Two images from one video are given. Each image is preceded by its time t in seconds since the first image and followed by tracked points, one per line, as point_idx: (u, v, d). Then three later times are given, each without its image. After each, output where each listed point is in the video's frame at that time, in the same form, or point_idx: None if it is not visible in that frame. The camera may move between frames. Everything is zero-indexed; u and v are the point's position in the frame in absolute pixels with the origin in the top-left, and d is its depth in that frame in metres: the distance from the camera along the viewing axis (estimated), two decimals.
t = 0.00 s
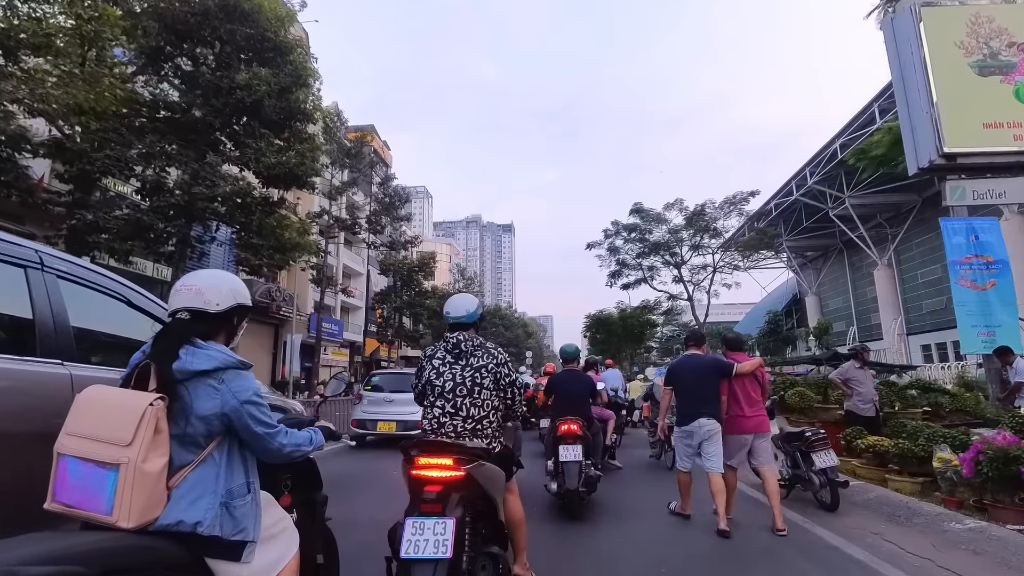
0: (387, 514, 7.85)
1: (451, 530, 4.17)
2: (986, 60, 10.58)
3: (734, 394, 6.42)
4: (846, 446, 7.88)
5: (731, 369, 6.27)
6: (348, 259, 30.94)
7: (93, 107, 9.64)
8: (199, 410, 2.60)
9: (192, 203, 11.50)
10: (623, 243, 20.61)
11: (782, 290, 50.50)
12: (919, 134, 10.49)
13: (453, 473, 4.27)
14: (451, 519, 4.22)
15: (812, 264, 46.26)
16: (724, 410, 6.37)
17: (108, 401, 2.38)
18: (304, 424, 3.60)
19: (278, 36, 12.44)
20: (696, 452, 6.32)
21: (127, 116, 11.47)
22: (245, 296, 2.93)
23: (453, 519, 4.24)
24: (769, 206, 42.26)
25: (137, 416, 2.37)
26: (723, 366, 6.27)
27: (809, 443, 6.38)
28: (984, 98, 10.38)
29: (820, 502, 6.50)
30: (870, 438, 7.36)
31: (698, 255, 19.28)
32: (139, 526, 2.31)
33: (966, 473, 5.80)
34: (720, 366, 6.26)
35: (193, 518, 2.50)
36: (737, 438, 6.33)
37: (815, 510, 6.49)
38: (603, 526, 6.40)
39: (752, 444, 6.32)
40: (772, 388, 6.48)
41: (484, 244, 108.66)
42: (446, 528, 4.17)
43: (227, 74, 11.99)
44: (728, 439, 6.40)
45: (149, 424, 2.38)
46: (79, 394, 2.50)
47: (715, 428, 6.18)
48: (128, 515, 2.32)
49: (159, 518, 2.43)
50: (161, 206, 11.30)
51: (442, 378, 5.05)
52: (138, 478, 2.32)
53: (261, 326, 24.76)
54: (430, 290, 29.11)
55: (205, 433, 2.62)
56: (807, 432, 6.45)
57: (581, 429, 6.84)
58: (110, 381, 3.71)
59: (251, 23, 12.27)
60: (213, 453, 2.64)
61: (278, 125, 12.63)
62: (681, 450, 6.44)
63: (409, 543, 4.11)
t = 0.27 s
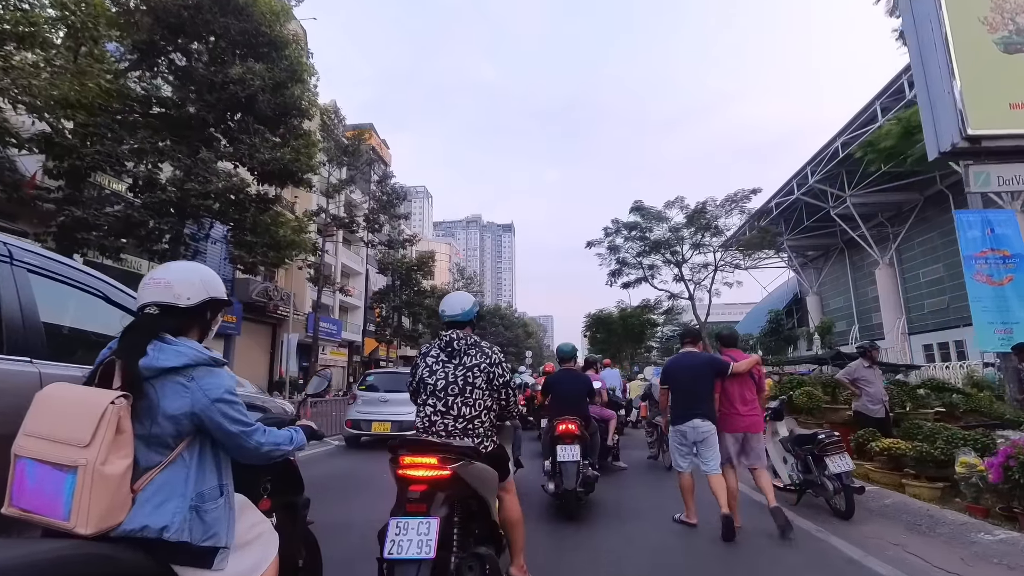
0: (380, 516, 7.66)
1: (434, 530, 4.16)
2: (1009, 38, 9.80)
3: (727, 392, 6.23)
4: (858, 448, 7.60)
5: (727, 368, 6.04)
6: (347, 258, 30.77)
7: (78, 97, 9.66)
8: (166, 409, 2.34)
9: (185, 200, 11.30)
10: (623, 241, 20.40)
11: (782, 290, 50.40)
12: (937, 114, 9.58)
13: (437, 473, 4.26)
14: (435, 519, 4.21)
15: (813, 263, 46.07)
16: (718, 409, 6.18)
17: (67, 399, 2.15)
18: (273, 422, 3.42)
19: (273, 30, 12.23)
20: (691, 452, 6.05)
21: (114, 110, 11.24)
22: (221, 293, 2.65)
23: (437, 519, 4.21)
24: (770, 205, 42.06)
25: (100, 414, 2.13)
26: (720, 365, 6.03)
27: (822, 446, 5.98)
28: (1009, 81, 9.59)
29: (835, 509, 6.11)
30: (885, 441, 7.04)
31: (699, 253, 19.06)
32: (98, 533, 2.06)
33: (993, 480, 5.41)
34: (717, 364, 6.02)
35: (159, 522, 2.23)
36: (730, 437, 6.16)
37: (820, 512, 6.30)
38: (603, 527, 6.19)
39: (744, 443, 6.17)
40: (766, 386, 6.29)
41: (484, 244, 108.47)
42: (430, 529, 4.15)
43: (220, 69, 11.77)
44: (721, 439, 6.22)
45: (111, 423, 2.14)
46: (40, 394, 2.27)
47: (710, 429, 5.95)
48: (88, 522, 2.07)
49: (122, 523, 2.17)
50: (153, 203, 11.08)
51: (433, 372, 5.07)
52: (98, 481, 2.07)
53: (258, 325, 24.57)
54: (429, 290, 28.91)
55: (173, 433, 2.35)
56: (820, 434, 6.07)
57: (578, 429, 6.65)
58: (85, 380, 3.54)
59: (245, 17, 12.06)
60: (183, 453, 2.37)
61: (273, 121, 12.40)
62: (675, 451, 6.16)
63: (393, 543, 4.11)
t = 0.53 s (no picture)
0: (373, 518, 7.46)
1: (421, 531, 3.97)
2: None
3: (724, 389, 5.86)
4: (871, 451, 7.22)
5: (726, 364, 5.70)
6: (345, 258, 30.57)
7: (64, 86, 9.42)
8: (126, 407, 2.08)
9: (177, 196, 11.05)
10: (623, 240, 20.19)
11: (782, 289, 50.21)
12: (959, 86, 8.93)
13: (424, 472, 4.07)
14: (422, 518, 4.03)
15: (814, 263, 45.88)
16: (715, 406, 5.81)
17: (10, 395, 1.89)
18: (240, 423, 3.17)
19: (268, 24, 12.02)
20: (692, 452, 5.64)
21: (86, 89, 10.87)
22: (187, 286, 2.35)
23: (425, 519, 4.03)
24: (770, 204, 41.88)
25: (49, 411, 1.87)
26: (717, 361, 5.70)
27: (837, 450, 5.52)
28: None
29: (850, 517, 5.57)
30: (900, 444, 6.59)
31: (700, 252, 18.85)
32: (49, 538, 1.80)
33: None
34: (714, 360, 5.68)
35: (118, 526, 1.97)
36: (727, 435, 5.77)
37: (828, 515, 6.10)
38: (601, 528, 5.99)
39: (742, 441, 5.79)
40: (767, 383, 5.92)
41: (484, 244, 108.34)
42: (418, 529, 3.97)
43: (214, 63, 11.55)
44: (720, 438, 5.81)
45: (62, 422, 1.88)
46: None
47: (709, 426, 5.59)
48: (39, 527, 1.81)
49: (75, 529, 1.91)
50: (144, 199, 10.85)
51: (426, 371, 4.88)
52: (47, 483, 1.81)
53: (255, 324, 24.39)
54: (428, 289, 28.71)
55: (134, 433, 2.09)
56: (834, 437, 5.64)
57: (576, 429, 6.44)
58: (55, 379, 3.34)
59: (239, 11, 11.84)
60: (145, 454, 2.11)
61: (268, 117, 12.23)
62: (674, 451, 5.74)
63: (379, 543, 3.96)
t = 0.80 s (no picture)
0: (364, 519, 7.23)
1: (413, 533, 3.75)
2: None
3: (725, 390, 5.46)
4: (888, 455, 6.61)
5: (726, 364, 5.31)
6: (343, 257, 30.38)
7: (49, 76, 9.21)
8: (75, 406, 1.80)
9: (169, 192, 10.81)
10: (623, 238, 19.98)
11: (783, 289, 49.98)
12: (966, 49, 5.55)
13: (417, 473, 3.87)
14: (414, 521, 3.81)
15: (815, 262, 45.70)
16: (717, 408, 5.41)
17: None
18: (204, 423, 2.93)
19: (261, 17, 11.82)
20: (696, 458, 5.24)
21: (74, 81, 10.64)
22: (147, 278, 2.15)
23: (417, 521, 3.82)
24: (771, 203, 41.70)
25: None
26: (719, 361, 5.32)
27: (854, 455, 4.89)
28: None
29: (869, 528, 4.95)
30: (919, 447, 6.02)
31: (702, 250, 18.64)
32: None
33: None
34: (716, 361, 5.31)
35: (68, 536, 1.68)
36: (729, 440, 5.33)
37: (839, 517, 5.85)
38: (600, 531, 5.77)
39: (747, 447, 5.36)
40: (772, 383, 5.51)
41: (484, 244, 108.17)
42: (409, 531, 3.77)
43: (206, 57, 11.34)
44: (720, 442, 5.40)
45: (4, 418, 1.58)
46: None
47: (710, 428, 5.24)
48: None
49: (18, 541, 1.61)
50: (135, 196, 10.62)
51: (421, 371, 4.68)
52: None
53: (253, 324, 24.23)
54: (427, 288, 28.53)
55: (85, 435, 1.80)
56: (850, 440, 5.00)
57: (574, 430, 6.24)
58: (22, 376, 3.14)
59: (232, 5, 11.63)
60: (98, 457, 1.81)
61: (262, 112, 12.06)
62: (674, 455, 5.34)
63: (368, 546, 3.73)
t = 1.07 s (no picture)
0: (357, 522, 7.03)
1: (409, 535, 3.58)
2: None
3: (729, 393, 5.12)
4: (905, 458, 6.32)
5: (728, 367, 5.01)
6: (342, 256, 30.21)
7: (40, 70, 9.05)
8: (23, 405, 1.63)
9: (162, 189, 10.64)
10: (624, 237, 19.81)
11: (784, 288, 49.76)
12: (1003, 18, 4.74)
13: (414, 475, 3.70)
14: (411, 523, 3.62)
15: (816, 262, 45.50)
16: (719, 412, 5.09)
17: None
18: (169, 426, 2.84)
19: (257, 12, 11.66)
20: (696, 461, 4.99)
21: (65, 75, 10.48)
22: (109, 270, 2.00)
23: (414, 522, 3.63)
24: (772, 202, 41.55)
25: None
26: (720, 363, 5.03)
27: (871, 459, 4.65)
28: None
29: (886, 537, 4.69)
30: (936, 451, 5.79)
31: (702, 248, 18.47)
32: None
33: None
34: (717, 363, 5.02)
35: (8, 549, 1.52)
36: (732, 445, 5.00)
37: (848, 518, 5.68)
38: (599, 534, 5.60)
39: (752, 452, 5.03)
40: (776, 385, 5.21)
41: (484, 244, 107.97)
42: (406, 532, 3.59)
43: (200, 52, 11.17)
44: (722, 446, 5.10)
45: None
46: None
47: (711, 431, 4.96)
48: None
49: None
50: (127, 192, 10.42)
51: (418, 371, 4.54)
52: None
53: (250, 323, 24.06)
54: (426, 288, 28.35)
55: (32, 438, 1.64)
56: (869, 444, 4.73)
57: (572, 431, 6.08)
58: None
59: None
60: (49, 461, 1.63)
61: (258, 108, 11.91)
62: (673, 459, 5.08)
63: (365, 547, 3.57)
